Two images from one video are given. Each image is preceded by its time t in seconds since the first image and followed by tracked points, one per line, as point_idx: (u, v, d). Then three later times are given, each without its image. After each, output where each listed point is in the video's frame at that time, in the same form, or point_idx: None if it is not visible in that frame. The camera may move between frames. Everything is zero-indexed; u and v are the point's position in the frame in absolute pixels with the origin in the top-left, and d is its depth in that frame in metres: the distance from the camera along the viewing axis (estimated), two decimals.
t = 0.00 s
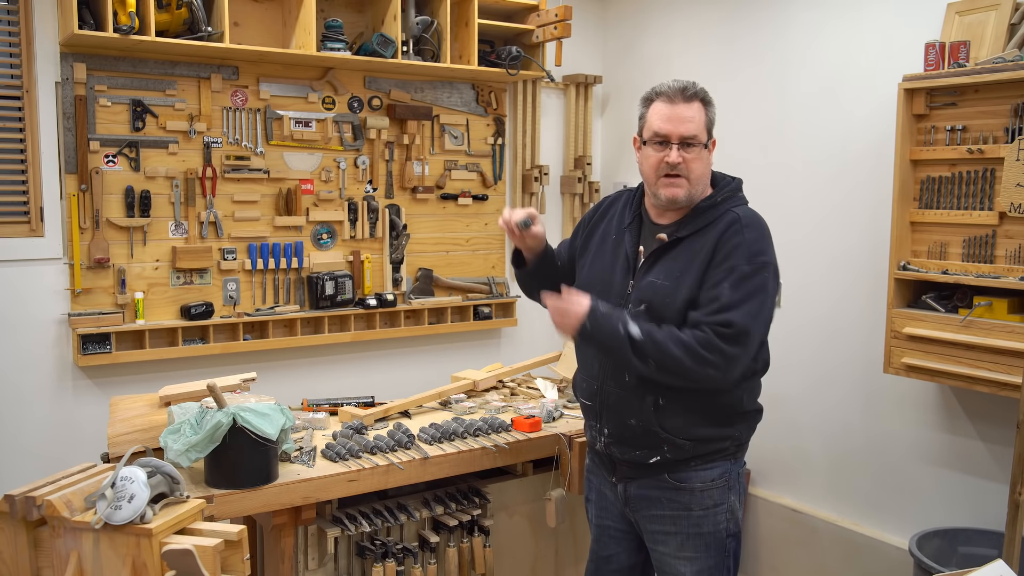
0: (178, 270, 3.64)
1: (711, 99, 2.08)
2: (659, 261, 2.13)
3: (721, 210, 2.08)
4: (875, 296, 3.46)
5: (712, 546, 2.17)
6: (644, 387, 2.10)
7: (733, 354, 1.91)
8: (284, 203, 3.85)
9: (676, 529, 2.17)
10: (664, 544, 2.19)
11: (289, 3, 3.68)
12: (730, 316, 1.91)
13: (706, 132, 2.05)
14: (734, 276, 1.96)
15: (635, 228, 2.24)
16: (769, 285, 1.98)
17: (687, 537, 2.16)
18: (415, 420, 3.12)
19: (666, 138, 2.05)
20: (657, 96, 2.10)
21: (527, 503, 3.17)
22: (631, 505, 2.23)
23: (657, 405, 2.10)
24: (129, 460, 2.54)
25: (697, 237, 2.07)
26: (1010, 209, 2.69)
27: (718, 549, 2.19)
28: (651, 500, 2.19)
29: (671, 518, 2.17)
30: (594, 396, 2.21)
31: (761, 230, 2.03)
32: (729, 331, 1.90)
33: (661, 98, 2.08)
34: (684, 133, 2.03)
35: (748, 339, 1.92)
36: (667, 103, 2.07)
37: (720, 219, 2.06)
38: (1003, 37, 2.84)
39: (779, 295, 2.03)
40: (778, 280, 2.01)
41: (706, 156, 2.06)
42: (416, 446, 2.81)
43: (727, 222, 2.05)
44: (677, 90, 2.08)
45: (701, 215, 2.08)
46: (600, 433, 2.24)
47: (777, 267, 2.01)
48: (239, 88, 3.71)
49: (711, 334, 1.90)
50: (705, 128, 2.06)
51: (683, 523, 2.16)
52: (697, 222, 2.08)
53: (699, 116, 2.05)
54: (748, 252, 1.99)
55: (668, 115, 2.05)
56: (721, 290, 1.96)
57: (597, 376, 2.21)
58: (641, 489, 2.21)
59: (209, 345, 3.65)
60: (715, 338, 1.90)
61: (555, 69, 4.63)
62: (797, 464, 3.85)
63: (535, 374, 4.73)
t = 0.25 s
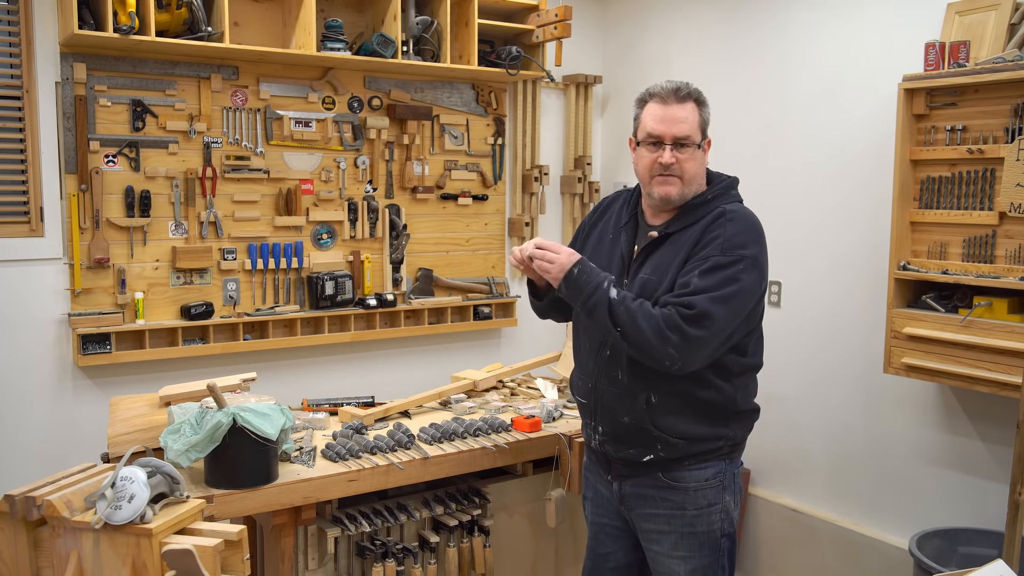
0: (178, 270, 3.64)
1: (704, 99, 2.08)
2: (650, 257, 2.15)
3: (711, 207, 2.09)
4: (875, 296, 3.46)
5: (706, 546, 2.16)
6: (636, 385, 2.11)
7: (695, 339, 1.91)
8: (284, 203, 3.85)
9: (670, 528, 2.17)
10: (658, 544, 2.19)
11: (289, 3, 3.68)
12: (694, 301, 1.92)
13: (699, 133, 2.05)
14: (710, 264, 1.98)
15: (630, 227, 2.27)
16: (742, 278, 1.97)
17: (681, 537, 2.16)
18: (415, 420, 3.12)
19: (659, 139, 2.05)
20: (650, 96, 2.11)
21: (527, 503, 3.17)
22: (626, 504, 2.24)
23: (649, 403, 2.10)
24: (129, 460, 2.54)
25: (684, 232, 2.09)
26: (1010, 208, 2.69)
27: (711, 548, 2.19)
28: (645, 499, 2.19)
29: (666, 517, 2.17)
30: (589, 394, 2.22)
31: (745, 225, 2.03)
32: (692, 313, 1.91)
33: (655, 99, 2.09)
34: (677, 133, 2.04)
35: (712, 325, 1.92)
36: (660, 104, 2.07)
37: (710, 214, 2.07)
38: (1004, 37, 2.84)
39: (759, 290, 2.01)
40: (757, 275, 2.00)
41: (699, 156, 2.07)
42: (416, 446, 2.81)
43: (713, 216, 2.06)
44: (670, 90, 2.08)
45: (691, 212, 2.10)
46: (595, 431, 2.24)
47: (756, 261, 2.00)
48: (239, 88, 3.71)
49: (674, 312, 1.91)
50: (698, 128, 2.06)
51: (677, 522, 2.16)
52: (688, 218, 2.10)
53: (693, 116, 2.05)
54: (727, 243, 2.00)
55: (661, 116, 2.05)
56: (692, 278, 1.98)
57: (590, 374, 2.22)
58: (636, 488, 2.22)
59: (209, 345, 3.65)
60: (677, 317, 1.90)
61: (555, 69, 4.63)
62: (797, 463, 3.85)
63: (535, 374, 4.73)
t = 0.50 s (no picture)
0: (178, 270, 3.64)
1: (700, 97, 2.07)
2: (649, 257, 2.15)
3: (709, 206, 2.09)
4: (875, 296, 3.46)
5: (704, 546, 2.16)
6: (633, 384, 2.11)
7: (686, 339, 1.90)
8: (284, 203, 3.85)
9: (669, 528, 2.17)
10: (657, 543, 2.19)
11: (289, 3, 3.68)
12: (685, 301, 1.92)
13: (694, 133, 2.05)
14: (703, 263, 1.97)
15: (631, 227, 2.28)
16: (735, 278, 1.96)
17: (680, 536, 2.16)
18: (415, 420, 3.12)
19: (654, 140, 2.06)
20: (645, 98, 2.11)
21: (527, 503, 3.17)
22: (625, 503, 2.24)
23: (646, 402, 2.10)
24: (129, 460, 2.54)
25: (681, 232, 2.09)
26: (1010, 208, 2.69)
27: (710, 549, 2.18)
28: (644, 498, 2.19)
29: (664, 516, 2.17)
30: (588, 393, 2.23)
31: (741, 224, 2.02)
32: (684, 312, 1.91)
33: (649, 100, 2.09)
34: (671, 134, 2.04)
35: (702, 326, 1.91)
36: (655, 105, 2.08)
37: (707, 214, 2.07)
38: (1003, 37, 2.84)
39: (754, 290, 2.00)
40: (752, 275, 1.99)
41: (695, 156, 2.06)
42: (416, 446, 2.81)
43: (709, 216, 2.05)
44: (665, 91, 2.08)
45: (689, 211, 2.10)
46: (594, 429, 2.25)
47: (751, 262, 1.99)
48: (239, 88, 3.71)
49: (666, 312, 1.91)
50: (694, 128, 2.05)
51: (676, 521, 2.16)
52: (685, 218, 2.10)
53: (688, 117, 2.04)
54: (721, 242, 1.99)
55: (655, 118, 2.05)
56: (685, 278, 1.98)
57: (590, 372, 2.22)
58: (635, 487, 2.22)
59: (209, 345, 3.65)
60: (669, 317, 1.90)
61: (555, 69, 4.63)
62: (797, 463, 3.85)
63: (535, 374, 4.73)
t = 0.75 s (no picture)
0: (178, 270, 3.64)
1: (681, 101, 2.06)
2: (653, 257, 2.16)
3: (712, 207, 2.09)
4: (875, 296, 3.45)
5: (704, 547, 2.16)
6: (634, 384, 2.11)
7: (690, 342, 1.90)
8: (284, 203, 3.85)
9: (669, 528, 2.18)
10: (657, 543, 2.19)
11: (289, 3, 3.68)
12: (690, 303, 1.92)
13: (664, 136, 2.05)
14: (707, 265, 1.97)
15: (635, 227, 2.28)
16: (739, 281, 1.96)
17: (680, 537, 2.16)
18: (415, 420, 3.12)
19: (626, 141, 2.11)
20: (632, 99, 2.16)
21: (527, 503, 3.17)
22: (626, 502, 2.24)
23: (647, 402, 2.10)
24: (129, 460, 2.54)
25: (684, 232, 2.10)
26: (1010, 208, 2.69)
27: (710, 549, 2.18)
28: (644, 498, 2.19)
29: (665, 517, 2.17)
30: (589, 392, 2.23)
31: (745, 227, 2.02)
32: (691, 314, 1.90)
33: (633, 102, 2.13)
34: (638, 136, 2.07)
35: (706, 328, 1.91)
36: (636, 107, 2.12)
37: (710, 215, 2.07)
38: (1003, 37, 2.84)
39: (757, 293, 2.00)
40: (755, 278, 1.99)
41: (664, 159, 2.06)
42: (416, 446, 2.81)
43: (712, 217, 2.06)
44: (650, 92, 2.11)
45: (692, 212, 2.10)
46: (596, 428, 2.25)
47: (754, 264, 1.99)
48: (239, 88, 3.71)
49: (673, 314, 1.91)
50: (666, 131, 2.05)
51: (676, 522, 2.16)
52: (688, 218, 2.10)
53: (661, 119, 2.06)
54: (725, 245, 1.99)
55: (632, 119, 2.10)
56: (689, 279, 1.97)
57: (592, 371, 2.23)
58: (636, 487, 2.22)
59: (209, 345, 3.65)
60: (675, 319, 1.90)
61: (555, 69, 4.63)
62: (797, 463, 3.85)
63: (535, 374, 4.73)
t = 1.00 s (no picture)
0: (178, 270, 3.64)
1: (681, 101, 2.06)
2: (656, 258, 2.16)
3: (716, 209, 2.09)
4: (875, 297, 3.45)
5: (706, 547, 2.16)
6: (637, 385, 2.11)
7: (696, 345, 1.90)
8: (284, 203, 3.85)
9: (671, 528, 2.18)
10: (659, 543, 2.19)
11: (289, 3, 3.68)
12: (695, 306, 1.91)
13: (663, 135, 2.06)
14: (711, 268, 1.97)
15: (639, 227, 2.28)
16: (743, 283, 1.96)
17: (682, 537, 2.16)
18: (415, 420, 3.12)
19: (627, 141, 2.11)
20: (635, 99, 2.17)
21: (527, 503, 3.17)
22: (628, 502, 2.24)
23: (649, 403, 2.10)
24: (130, 460, 2.54)
25: (688, 234, 2.10)
26: (1010, 208, 2.69)
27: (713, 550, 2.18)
28: (647, 497, 2.19)
29: (667, 517, 2.17)
30: (592, 391, 2.23)
31: (749, 229, 2.01)
32: (696, 318, 1.90)
33: (635, 102, 2.14)
34: (637, 135, 2.08)
35: (712, 332, 1.91)
36: (638, 107, 2.13)
37: (714, 217, 2.07)
38: (1003, 37, 2.84)
39: (761, 295, 1.99)
40: (759, 280, 1.98)
41: (664, 158, 2.06)
42: (416, 446, 2.81)
43: (716, 219, 2.05)
44: (651, 92, 2.12)
45: (696, 213, 2.11)
46: (598, 428, 2.25)
47: (758, 266, 1.99)
48: (239, 88, 3.71)
49: (678, 317, 1.91)
50: (666, 131, 2.06)
51: (678, 522, 2.16)
52: (691, 220, 2.10)
53: (661, 119, 2.06)
54: (729, 247, 1.99)
55: (633, 119, 2.11)
56: (693, 282, 1.97)
57: (595, 372, 2.23)
58: (639, 487, 2.22)
59: (209, 345, 3.65)
60: (681, 323, 1.90)
61: (555, 69, 4.63)
62: (798, 463, 3.85)
63: (535, 374, 4.73)
